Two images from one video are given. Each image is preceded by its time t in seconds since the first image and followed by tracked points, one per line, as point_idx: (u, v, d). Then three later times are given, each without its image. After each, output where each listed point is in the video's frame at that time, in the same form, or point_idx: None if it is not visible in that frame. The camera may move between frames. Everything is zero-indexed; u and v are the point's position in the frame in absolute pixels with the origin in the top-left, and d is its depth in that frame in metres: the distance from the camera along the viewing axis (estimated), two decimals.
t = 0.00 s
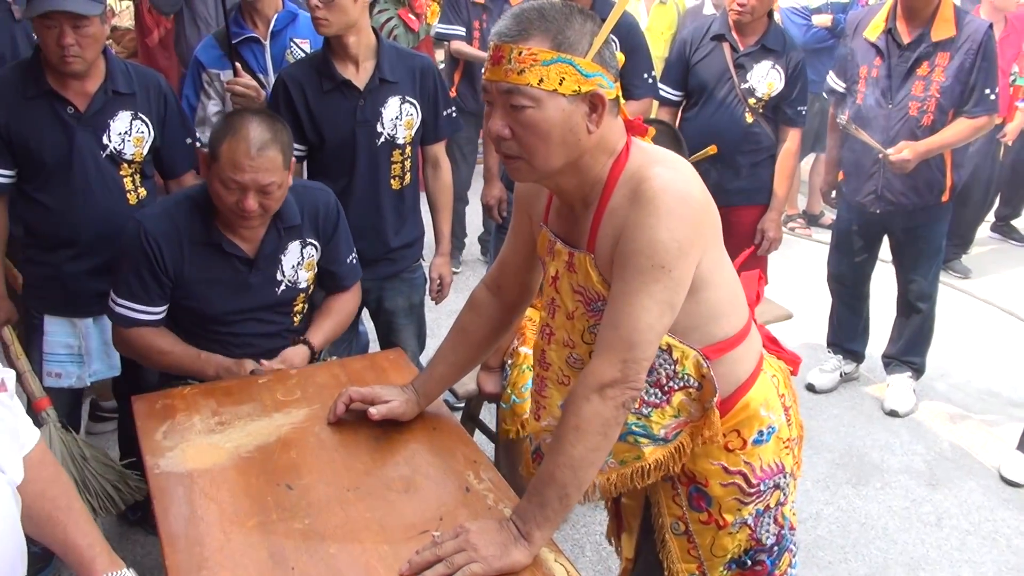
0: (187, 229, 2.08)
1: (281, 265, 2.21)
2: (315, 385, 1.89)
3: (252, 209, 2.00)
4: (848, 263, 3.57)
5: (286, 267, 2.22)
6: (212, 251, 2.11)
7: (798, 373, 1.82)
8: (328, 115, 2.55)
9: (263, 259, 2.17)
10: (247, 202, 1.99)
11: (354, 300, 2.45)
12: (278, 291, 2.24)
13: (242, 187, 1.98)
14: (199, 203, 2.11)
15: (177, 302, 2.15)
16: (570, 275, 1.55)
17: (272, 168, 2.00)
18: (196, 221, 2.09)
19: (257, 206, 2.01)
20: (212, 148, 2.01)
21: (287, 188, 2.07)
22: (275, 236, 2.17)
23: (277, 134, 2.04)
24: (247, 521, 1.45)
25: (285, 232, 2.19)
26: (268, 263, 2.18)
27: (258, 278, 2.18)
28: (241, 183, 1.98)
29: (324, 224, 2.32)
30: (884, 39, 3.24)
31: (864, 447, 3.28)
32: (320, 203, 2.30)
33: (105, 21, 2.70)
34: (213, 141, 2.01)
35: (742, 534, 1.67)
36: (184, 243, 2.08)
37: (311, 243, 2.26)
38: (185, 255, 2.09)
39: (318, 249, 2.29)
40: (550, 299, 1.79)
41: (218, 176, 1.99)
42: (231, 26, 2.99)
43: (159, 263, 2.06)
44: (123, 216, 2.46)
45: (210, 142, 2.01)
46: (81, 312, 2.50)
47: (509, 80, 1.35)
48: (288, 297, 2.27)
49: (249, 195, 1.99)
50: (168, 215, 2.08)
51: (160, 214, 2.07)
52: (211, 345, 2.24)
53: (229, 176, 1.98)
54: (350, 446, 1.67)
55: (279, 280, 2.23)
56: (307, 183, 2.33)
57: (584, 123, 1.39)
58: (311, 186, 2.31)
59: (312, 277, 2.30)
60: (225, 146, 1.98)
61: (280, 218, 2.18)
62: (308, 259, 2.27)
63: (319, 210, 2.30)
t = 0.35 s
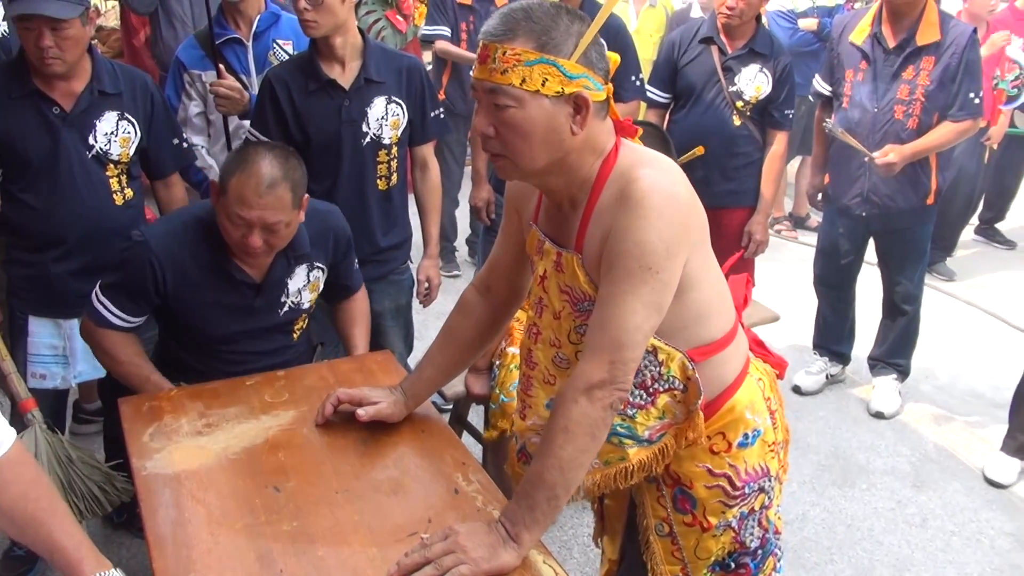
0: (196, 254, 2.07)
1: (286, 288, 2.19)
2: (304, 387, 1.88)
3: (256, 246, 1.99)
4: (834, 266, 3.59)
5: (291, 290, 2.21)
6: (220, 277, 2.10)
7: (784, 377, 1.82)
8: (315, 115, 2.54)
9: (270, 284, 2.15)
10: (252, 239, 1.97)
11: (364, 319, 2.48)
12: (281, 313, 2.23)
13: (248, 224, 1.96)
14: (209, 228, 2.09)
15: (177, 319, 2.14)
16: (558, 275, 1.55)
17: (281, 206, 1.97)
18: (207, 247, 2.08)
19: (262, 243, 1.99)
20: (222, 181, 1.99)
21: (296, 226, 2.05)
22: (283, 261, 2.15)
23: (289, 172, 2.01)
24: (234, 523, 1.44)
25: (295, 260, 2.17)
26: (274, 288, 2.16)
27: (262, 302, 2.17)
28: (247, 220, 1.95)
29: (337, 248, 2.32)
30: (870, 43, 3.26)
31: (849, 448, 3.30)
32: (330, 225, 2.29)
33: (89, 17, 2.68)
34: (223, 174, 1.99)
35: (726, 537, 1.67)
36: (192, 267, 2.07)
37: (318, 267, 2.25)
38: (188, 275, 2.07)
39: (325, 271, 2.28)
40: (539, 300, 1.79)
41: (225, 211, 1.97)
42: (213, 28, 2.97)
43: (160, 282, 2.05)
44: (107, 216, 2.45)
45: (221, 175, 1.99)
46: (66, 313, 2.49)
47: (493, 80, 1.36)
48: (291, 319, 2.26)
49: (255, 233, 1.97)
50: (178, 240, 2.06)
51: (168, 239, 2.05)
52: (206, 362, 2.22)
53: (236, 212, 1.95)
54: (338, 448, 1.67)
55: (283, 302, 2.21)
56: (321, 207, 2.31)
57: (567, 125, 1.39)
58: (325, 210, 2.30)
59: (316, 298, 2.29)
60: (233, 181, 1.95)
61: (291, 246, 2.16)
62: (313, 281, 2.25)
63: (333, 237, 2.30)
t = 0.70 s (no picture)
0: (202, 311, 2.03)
1: (290, 338, 2.18)
2: (302, 389, 1.88)
3: (245, 323, 1.90)
4: (832, 268, 3.59)
5: (296, 339, 2.19)
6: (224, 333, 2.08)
7: (785, 382, 1.82)
8: (312, 116, 2.54)
9: (274, 339, 2.15)
10: (241, 315, 1.88)
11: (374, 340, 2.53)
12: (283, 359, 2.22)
13: (238, 301, 1.86)
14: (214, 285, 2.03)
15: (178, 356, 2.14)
16: (558, 278, 1.55)
17: (274, 289, 1.86)
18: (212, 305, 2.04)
19: (252, 319, 1.90)
20: (218, 254, 1.89)
21: (292, 303, 1.94)
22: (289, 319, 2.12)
23: (289, 251, 1.90)
24: (232, 526, 1.44)
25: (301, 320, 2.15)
26: (277, 341, 2.16)
27: (264, 351, 2.16)
28: (237, 299, 1.86)
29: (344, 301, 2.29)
30: (867, 47, 3.27)
31: (847, 451, 3.31)
32: (341, 278, 2.24)
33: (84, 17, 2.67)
34: (221, 246, 1.89)
35: (722, 542, 1.67)
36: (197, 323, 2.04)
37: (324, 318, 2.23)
38: (189, 329, 2.05)
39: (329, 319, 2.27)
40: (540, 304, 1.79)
41: (218, 285, 1.88)
42: (211, 29, 2.97)
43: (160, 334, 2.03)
44: (106, 218, 2.45)
45: (219, 246, 1.90)
46: (61, 314, 2.48)
47: (482, 82, 1.38)
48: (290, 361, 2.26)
49: (245, 309, 1.87)
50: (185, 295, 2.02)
51: (174, 293, 2.00)
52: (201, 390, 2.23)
53: (226, 287, 1.85)
54: (336, 451, 1.67)
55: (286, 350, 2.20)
56: (333, 258, 2.24)
57: (554, 129, 1.40)
58: (339, 263, 2.24)
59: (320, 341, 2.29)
60: (229, 256, 1.85)
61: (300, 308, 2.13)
62: (317, 329, 2.25)
63: (342, 289, 2.26)
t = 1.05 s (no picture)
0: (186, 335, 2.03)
1: (282, 355, 2.17)
2: (303, 391, 1.88)
3: (215, 346, 1.86)
4: (833, 271, 3.59)
5: (288, 356, 2.19)
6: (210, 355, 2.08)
7: (787, 384, 1.83)
8: (315, 117, 2.54)
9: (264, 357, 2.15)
10: (212, 339, 1.85)
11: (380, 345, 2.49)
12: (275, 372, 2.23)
13: (208, 324, 1.83)
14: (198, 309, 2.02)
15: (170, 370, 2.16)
16: (564, 281, 1.55)
17: (244, 313, 1.83)
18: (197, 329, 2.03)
19: (223, 344, 1.86)
20: (193, 275, 1.87)
21: (264, 328, 1.90)
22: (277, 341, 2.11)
23: (260, 278, 1.86)
24: (234, 527, 1.44)
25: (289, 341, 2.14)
26: (267, 359, 2.15)
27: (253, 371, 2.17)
28: (207, 321, 1.82)
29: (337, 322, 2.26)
30: (870, 50, 3.27)
31: (847, 454, 3.31)
32: (334, 302, 2.20)
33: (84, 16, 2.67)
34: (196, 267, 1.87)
35: (726, 543, 1.67)
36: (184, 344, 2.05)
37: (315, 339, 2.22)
38: (177, 351, 2.06)
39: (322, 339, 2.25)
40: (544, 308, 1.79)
41: (189, 307, 1.85)
42: (216, 29, 2.97)
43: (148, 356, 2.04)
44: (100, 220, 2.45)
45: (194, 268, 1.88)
46: (51, 311, 2.46)
47: (484, 86, 1.39)
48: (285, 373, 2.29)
49: (215, 334, 1.84)
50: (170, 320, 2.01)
51: (158, 317, 2.00)
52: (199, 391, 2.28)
53: (196, 309, 1.83)
54: (337, 452, 1.66)
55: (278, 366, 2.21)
56: (326, 282, 2.20)
57: (555, 135, 1.40)
58: (330, 286, 2.19)
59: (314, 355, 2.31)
60: (200, 278, 1.83)
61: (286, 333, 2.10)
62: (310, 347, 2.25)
63: (335, 311, 2.22)
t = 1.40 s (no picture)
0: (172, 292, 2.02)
1: (271, 317, 2.15)
2: (300, 393, 1.88)
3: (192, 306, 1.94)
4: (830, 273, 3.60)
5: (277, 318, 2.16)
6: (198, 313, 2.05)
7: (785, 386, 1.83)
8: (314, 119, 2.55)
9: (253, 316, 2.11)
10: (188, 303, 1.92)
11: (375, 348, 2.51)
12: (269, 340, 2.19)
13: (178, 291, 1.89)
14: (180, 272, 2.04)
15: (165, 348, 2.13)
16: (561, 283, 1.56)
17: (206, 282, 1.87)
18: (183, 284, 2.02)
19: (199, 303, 1.94)
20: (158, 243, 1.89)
21: (234, 287, 1.94)
22: (264, 296, 2.10)
23: (219, 249, 1.86)
24: (231, 528, 1.44)
25: (275, 292, 2.11)
26: (256, 318, 2.12)
27: (246, 333, 2.13)
28: (178, 289, 1.88)
29: (322, 274, 2.23)
30: (866, 52, 3.28)
31: (844, 456, 3.31)
32: (316, 255, 2.20)
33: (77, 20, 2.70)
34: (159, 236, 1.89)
35: (723, 545, 1.67)
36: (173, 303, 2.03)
37: (305, 295, 2.19)
38: (166, 319, 2.05)
39: (313, 299, 2.22)
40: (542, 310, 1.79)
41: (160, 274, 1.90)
42: (217, 31, 2.97)
43: (139, 326, 2.03)
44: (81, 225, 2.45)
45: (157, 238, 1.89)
46: (29, 314, 2.45)
47: (479, 90, 1.41)
48: (278, 345, 2.23)
49: (189, 298, 1.90)
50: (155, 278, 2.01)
51: (143, 275, 2.00)
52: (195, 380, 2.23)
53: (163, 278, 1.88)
54: (335, 454, 1.67)
55: (269, 330, 2.17)
56: (304, 234, 2.21)
57: (548, 138, 1.41)
58: (307, 237, 2.20)
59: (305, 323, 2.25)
60: (160, 250, 1.85)
61: (270, 281, 2.08)
62: (301, 310, 2.20)
63: (316, 264, 2.21)
